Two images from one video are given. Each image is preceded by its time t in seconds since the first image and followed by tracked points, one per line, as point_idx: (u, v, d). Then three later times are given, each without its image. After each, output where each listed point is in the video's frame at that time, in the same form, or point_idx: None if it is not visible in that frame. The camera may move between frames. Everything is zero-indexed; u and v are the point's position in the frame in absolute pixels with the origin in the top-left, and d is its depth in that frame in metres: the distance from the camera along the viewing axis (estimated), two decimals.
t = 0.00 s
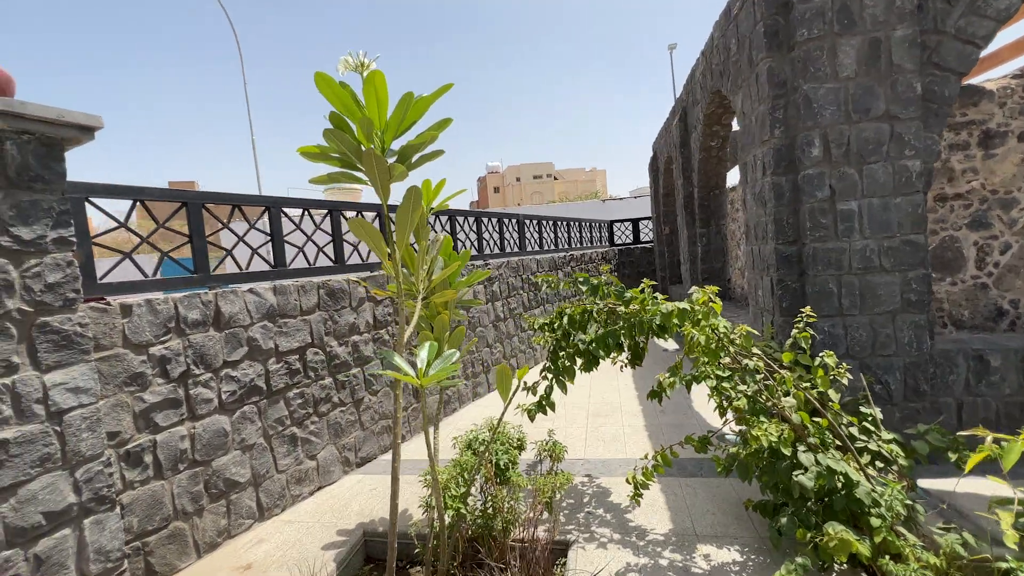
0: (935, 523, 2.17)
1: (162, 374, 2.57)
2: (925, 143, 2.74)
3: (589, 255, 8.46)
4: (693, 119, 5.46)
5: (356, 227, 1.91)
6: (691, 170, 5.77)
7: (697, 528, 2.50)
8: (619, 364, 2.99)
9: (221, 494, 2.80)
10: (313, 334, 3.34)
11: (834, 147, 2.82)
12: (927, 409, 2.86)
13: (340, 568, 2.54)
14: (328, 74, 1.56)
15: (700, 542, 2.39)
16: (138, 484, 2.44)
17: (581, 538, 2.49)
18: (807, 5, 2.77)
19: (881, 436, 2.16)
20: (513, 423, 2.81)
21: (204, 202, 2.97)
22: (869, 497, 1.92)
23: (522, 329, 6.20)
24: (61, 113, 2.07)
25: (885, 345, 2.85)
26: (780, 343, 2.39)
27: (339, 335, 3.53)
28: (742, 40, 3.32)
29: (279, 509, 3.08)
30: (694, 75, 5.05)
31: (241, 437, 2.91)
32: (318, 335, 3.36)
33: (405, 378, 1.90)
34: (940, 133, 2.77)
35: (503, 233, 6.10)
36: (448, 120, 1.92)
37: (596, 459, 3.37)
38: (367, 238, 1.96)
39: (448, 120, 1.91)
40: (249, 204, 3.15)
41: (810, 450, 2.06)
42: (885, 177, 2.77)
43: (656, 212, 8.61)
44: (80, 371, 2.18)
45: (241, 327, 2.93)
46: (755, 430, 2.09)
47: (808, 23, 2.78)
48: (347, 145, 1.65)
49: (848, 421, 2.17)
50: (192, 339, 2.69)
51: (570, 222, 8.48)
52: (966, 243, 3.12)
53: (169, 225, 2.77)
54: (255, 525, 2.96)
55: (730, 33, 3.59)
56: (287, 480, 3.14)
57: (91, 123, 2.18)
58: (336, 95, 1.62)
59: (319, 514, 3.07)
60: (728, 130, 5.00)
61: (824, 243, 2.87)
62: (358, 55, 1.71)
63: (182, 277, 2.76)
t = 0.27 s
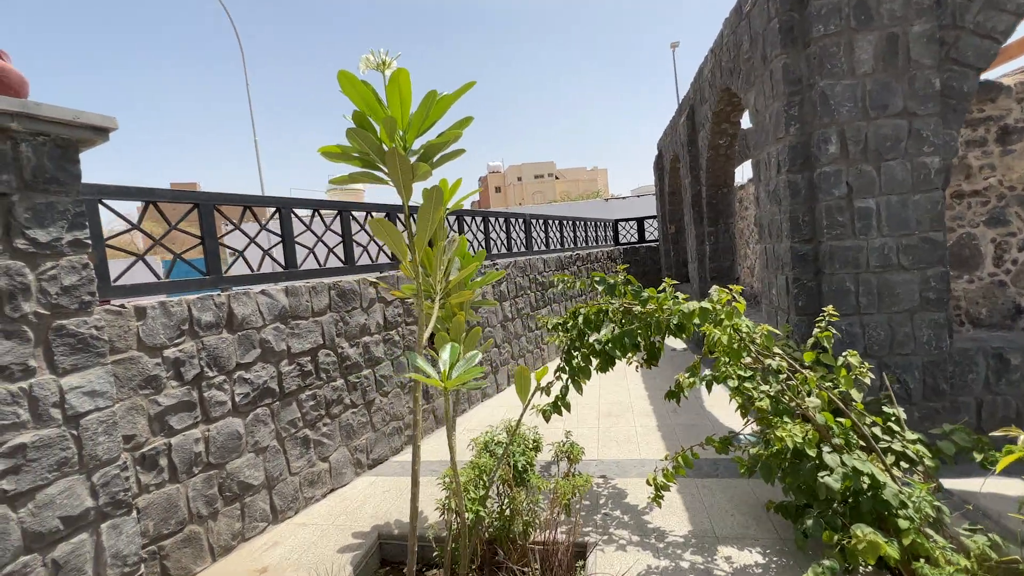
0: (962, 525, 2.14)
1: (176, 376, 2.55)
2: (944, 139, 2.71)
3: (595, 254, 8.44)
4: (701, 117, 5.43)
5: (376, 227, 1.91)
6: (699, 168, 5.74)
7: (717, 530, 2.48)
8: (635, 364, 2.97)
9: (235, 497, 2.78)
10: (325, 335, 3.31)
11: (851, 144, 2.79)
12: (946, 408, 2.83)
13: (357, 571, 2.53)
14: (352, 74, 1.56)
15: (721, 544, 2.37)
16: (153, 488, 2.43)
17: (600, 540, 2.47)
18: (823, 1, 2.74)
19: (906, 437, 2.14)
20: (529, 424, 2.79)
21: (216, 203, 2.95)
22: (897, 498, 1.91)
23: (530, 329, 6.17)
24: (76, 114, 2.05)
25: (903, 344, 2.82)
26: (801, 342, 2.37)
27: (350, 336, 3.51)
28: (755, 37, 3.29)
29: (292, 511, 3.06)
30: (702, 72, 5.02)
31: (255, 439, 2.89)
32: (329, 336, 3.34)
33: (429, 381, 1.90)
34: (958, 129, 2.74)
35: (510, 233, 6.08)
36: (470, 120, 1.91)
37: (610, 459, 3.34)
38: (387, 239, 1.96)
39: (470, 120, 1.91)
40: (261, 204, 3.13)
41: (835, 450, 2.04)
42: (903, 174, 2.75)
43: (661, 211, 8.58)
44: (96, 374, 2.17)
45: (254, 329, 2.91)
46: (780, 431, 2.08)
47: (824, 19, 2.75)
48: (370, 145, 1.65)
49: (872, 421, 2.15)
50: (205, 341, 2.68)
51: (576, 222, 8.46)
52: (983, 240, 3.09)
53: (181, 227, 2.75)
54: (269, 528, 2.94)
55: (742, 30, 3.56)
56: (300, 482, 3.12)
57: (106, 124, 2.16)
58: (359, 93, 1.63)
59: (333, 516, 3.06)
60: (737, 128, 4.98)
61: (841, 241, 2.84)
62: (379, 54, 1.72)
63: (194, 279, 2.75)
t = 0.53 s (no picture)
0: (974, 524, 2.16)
1: (182, 377, 2.52)
2: (951, 139, 2.72)
3: (595, 254, 8.44)
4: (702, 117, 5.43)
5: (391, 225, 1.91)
6: (701, 168, 5.74)
7: (729, 529, 2.48)
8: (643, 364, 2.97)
9: (241, 499, 2.75)
10: (330, 335, 3.29)
11: (859, 144, 2.79)
12: (954, 407, 2.84)
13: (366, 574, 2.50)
14: (373, 70, 1.57)
15: (733, 544, 2.37)
16: (159, 490, 2.40)
17: (611, 541, 2.45)
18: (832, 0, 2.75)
19: (918, 437, 2.15)
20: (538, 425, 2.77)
21: (221, 202, 2.92)
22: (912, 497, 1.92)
23: (532, 329, 6.16)
24: (83, 111, 2.02)
25: (911, 343, 2.82)
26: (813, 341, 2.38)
27: (355, 336, 3.48)
28: (761, 36, 3.29)
29: (298, 513, 3.03)
30: (705, 72, 5.02)
31: (261, 441, 2.86)
32: (334, 336, 3.31)
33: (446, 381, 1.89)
34: (965, 129, 2.75)
35: (511, 232, 6.07)
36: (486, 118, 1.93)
37: (617, 460, 3.33)
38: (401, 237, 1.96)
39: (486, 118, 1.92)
40: (266, 203, 3.10)
41: (849, 450, 2.06)
42: (912, 173, 2.75)
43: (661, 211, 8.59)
44: (103, 375, 2.14)
45: (259, 329, 2.88)
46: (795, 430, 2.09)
47: (832, 18, 2.75)
48: (388, 142, 1.67)
49: (886, 420, 2.17)
50: (211, 341, 2.65)
51: (576, 221, 8.46)
52: (988, 240, 3.10)
53: (186, 225, 2.72)
54: (275, 530, 2.91)
55: (747, 29, 3.56)
56: (306, 484, 3.09)
57: (112, 121, 2.13)
58: (378, 91, 1.64)
59: (339, 518, 3.03)
60: (739, 127, 4.99)
61: (849, 241, 2.85)
62: (396, 51, 1.73)
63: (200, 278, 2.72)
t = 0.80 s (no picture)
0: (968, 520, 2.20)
1: (177, 375, 2.48)
2: (943, 143, 2.78)
3: (588, 254, 8.48)
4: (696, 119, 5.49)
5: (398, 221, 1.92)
6: (695, 169, 5.80)
7: (727, 526, 2.51)
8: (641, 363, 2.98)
9: (237, 500, 2.71)
10: (326, 334, 3.25)
11: (855, 147, 2.84)
12: (944, 406, 2.90)
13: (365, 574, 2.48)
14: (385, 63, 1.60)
15: (732, 541, 2.40)
16: (153, 491, 2.35)
17: (611, 539, 2.46)
18: (829, 5, 2.79)
19: (915, 435, 2.19)
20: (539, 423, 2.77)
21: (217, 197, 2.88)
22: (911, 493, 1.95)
23: (526, 329, 6.17)
24: (79, 102, 1.97)
25: (904, 343, 2.88)
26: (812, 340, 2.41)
27: (351, 335, 3.45)
28: (758, 39, 3.33)
29: (294, 514, 2.99)
30: (699, 74, 5.07)
31: (257, 441, 2.82)
32: (331, 335, 3.28)
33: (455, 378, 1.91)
34: (957, 134, 2.82)
35: (506, 232, 6.06)
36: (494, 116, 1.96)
37: (615, 458, 3.34)
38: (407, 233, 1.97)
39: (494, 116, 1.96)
40: (262, 200, 3.05)
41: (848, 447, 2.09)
42: (905, 176, 2.81)
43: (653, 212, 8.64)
44: (98, 373, 2.08)
45: (256, 327, 2.84)
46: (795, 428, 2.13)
47: (829, 23, 2.80)
48: (399, 137, 1.69)
49: (883, 418, 2.21)
50: (207, 339, 2.60)
51: (569, 222, 8.49)
52: (977, 242, 3.18)
53: (182, 221, 2.67)
54: (270, 531, 2.87)
55: (744, 33, 3.60)
56: (302, 484, 3.06)
57: (109, 113, 2.09)
58: (390, 85, 1.67)
59: (336, 518, 3.00)
60: (733, 130, 5.04)
61: (844, 242, 2.89)
62: (407, 46, 1.77)
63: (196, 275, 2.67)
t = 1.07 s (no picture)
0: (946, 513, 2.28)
1: (161, 374, 2.41)
2: (921, 151, 2.89)
3: (573, 255, 8.56)
4: (682, 124, 5.58)
5: (396, 217, 1.94)
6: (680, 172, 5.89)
7: (715, 522, 2.55)
8: (631, 362, 3.02)
9: (222, 502, 2.65)
10: (314, 333, 3.20)
11: (838, 153, 2.93)
12: (920, 404, 3.00)
13: None
14: (389, 58, 1.62)
15: (720, 536, 2.44)
16: (136, 493, 2.28)
17: (603, 537, 2.48)
18: (815, 15, 2.87)
19: (896, 430, 2.26)
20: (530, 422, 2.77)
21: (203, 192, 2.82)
22: (893, 487, 2.02)
23: (513, 329, 6.19)
24: (64, 90, 1.91)
25: (882, 343, 2.97)
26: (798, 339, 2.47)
27: (340, 334, 3.41)
28: (745, 46, 3.40)
29: (280, 516, 2.94)
30: (686, 79, 5.15)
31: (243, 441, 2.76)
32: (319, 334, 3.23)
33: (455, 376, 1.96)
34: (934, 142, 2.93)
35: (494, 232, 6.07)
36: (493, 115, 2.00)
37: (603, 457, 3.37)
38: (404, 230, 1.98)
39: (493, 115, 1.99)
40: (249, 195, 2.99)
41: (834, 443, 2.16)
42: (885, 182, 2.90)
43: (637, 214, 8.75)
44: (80, 371, 2.02)
45: (243, 325, 2.78)
46: (783, 425, 2.18)
47: (815, 32, 2.88)
48: (401, 132, 1.71)
49: (867, 415, 2.27)
50: (193, 337, 2.54)
51: (555, 223, 8.55)
52: (950, 247, 3.34)
53: (167, 216, 2.61)
54: (256, 533, 2.81)
55: (731, 39, 3.68)
56: (289, 485, 3.01)
57: (95, 103, 2.02)
58: (393, 80, 1.69)
59: (324, 519, 2.95)
60: (718, 135, 5.14)
61: (827, 245, 2.98)
62: (410, 42, 1.79)
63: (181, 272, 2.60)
